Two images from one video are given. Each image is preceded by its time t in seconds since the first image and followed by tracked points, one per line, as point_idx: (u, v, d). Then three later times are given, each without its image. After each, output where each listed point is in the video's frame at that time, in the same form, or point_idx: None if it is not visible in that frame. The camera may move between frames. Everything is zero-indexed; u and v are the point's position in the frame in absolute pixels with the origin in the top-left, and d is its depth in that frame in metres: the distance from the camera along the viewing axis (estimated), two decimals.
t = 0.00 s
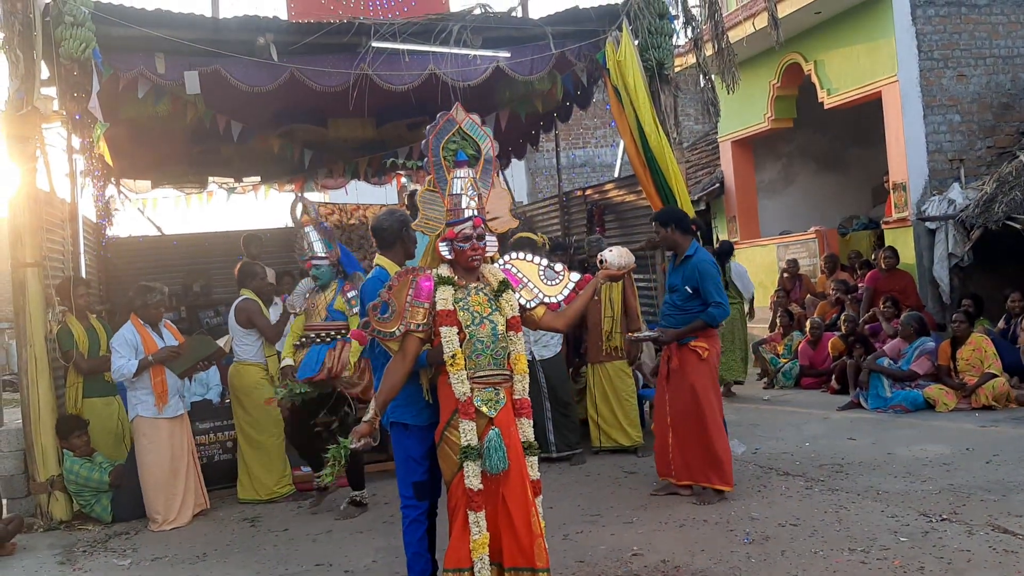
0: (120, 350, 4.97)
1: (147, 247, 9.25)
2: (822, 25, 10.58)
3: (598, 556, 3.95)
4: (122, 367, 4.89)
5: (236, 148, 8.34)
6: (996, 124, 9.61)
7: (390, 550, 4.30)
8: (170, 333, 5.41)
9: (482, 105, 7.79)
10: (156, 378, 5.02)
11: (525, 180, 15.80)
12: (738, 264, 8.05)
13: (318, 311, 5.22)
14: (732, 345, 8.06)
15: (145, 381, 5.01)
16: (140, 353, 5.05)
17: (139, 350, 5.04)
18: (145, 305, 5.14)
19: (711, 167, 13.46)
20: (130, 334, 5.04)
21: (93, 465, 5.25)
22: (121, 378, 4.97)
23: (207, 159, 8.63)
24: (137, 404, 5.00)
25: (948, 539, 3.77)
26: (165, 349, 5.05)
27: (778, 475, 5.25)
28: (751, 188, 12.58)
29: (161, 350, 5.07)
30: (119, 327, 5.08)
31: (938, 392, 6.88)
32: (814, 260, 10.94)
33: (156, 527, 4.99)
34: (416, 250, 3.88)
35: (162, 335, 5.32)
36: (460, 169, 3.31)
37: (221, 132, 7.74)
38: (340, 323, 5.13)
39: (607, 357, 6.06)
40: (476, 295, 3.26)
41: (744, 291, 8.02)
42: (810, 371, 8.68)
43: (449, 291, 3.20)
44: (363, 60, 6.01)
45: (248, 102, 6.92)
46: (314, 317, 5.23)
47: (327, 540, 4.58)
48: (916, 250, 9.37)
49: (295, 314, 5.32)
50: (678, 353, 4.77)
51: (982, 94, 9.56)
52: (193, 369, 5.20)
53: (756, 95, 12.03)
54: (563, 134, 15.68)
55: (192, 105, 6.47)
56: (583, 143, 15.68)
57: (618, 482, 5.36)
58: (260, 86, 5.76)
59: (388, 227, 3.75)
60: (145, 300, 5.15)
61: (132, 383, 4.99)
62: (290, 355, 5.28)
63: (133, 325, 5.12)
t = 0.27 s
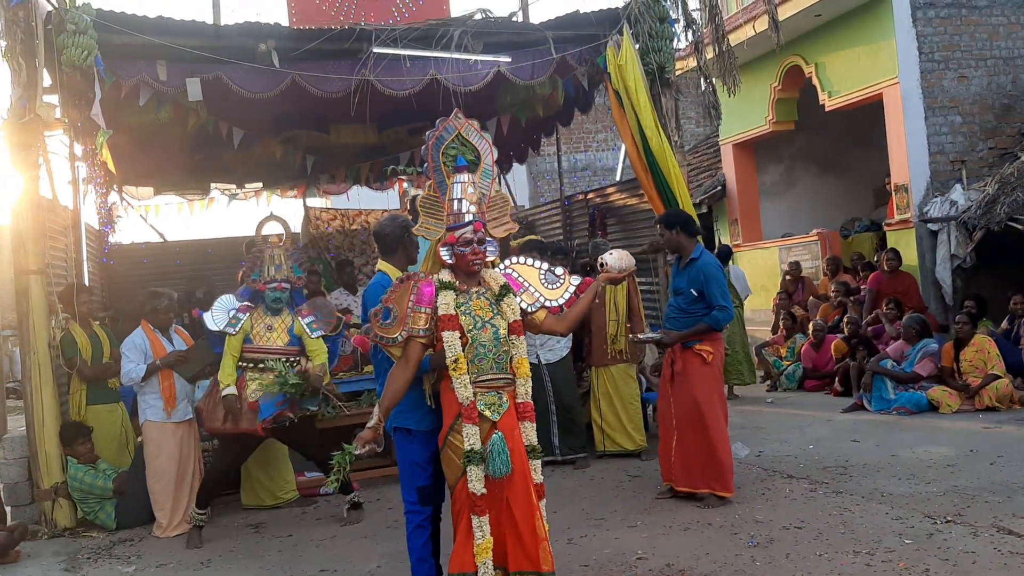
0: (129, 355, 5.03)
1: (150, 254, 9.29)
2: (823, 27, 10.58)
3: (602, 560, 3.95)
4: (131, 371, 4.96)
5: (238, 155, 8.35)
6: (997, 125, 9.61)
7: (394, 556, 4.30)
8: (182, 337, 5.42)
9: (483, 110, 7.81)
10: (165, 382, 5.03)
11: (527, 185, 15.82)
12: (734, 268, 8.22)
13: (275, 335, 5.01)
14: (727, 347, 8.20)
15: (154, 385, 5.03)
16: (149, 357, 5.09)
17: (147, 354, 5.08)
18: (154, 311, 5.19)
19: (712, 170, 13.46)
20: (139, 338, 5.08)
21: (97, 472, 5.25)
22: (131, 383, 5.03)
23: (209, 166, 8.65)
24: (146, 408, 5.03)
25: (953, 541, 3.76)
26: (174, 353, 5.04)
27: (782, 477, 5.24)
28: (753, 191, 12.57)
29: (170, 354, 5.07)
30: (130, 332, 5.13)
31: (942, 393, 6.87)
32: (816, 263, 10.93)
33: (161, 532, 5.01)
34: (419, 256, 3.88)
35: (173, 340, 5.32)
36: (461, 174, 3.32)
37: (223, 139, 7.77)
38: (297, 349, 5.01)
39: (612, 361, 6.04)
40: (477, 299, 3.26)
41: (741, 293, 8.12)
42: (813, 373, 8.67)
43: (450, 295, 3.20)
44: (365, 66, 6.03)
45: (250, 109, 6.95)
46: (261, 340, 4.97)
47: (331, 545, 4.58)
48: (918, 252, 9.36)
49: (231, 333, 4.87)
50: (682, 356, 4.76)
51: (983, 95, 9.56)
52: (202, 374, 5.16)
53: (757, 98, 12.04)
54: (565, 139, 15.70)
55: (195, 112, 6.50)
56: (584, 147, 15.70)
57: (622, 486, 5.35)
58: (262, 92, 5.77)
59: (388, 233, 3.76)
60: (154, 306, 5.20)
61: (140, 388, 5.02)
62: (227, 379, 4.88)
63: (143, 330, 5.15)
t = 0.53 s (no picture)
0: (136, 357, 5.14)
1: (153, 259, 9.30)
2: (826, 28, 10.56)
3: (607, 563, 3.93)
4: (137, 373, 5.06)
5: (240, 159, 8.35)
6: (1001, 125, 9.58)
7: (398, 559, 4.29)
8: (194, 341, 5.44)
9: (486, 113, 7.80)
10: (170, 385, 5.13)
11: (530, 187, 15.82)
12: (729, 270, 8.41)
13: (247, 347, 4.88)
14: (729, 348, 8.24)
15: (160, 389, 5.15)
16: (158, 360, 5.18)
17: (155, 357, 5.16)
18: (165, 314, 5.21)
19: (716, 171, 13.44)
20: (147, 342, 5.21)
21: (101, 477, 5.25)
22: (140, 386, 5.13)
23: (212, 170, 8.65)
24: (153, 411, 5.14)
25: (960, 543, 3.74)
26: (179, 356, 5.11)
27: (788, 479, 5.22)
28: (756, 192, 12.54)
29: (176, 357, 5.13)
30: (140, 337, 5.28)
31: (948, 394, 6.85)
32: (820, 263, 10.90)
33: (165, 536, 5.01)
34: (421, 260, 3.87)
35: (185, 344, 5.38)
36: (461, 177, 3.32)
37: (226, 143, 7.77)
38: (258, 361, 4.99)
39: (617, 363, 6.04)
40: (480, 302, 3.26)
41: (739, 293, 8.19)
42: (819, 374, 8.64)
43: (452, 299, 3.20)
44: (367, 69, 6.03)
45: (253, 113, 6.95)
46: (233, 351, 4.84)
47: (336, 549, 4.58)
48: (923, 252, 9.33)
49: (204, 343, 4.71)
50: (684, 358, 4.73)
51: (987, 94, 9.53)
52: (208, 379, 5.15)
53: (761, 98, 12.02)
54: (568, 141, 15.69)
55: (197, 116, 6.50)
56: (587, 149, 15.69)
57: (627, 489, 5.34)
58: (264, 96, 5.77)
59: (391, 237, 3.76)
60: (165, 309, 5.22)
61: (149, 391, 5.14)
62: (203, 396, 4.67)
63: (154, 335, 5.29)
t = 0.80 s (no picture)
0: (137, 356, 5.08)
1: (154, 259, 9.31)
2: (827, 29, 10.55)
3: (607, 564, 3.92)
4: (137, 372, 5.04)
5: (241, 159, 8.34)
6: (1002, 126, 9.57)
7: (398, 560, 4.28)
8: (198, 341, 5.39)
9: (486, 113, 7.81)
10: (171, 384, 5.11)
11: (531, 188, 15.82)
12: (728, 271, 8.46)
13: (242, 345, 4.97)
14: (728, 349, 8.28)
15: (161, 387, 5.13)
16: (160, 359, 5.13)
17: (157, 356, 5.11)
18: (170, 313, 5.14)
19: (717, 172, 13.43)
20: (150, 341, 5.14)
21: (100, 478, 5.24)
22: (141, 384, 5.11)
23: (213, 170, 8.65)
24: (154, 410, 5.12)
25: (960, 544, 3.73)
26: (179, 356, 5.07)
27: (788, 481, 5.21)
28: (757, 192, 12.53)
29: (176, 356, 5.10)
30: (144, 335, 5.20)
31: (948, 396, 6.84)
32: (821, 265, 10.89)
33: (163, 536, 5.00)
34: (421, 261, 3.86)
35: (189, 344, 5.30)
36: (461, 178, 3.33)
37: (226, 143, 7.77)
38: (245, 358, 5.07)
39: (620, 364, 6.04)
40: (479, 304, 3.25)
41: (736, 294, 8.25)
42: (819, 375, 8.62)
43: (451, 301, 3.20)
44: (368, 70, 6.03)
45: (254, 113, 6.96)
46: (233, 351, 4.90)
47: (336, 550, 4.57)
48: (923, 254, 9.32)
49: (214, 345, 4.69)
50: (681, 359, 4.71)
51: (987, 96, 9.53)
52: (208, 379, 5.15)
53: (761, 99, 12.01)
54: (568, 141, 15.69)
55: (198, 116, 6.50)
56: (588, 150, 15.68)
57: (627, 490, 5.33)
58: (265, 96, 5.77)
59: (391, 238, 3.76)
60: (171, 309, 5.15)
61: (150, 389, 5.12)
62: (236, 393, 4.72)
63: (157, 334, 5.21)
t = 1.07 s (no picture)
0: (142, 355, 5.08)
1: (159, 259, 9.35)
2: (832, 30, 10.54)
3: (612, 565, 3.92)
4: (142, 370, 5.01)
5: (246, 159, 8.37)
6: (1007, 128, 9.55)
7: (402, 561, 4.29)
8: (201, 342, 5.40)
9: (491, 115, 7.82)
10: (174, 384, 5.08)
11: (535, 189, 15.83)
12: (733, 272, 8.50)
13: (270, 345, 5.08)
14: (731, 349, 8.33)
15: (164, 386, 5.09)
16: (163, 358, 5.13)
17: (160, 355, 5.11)
18: (173, 313, 5.16)
19: (722, 173, 13.42)
20: (154, 340, 5.13)
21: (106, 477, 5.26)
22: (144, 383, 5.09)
23: (219, 171, 8.67)
24: (156, 411, 5.08)
25: (965, 547, 3.73)
26: (183, 355, 5.07)
27: (793, 482, 5.20)
28: (762, 194, 12.51)
29: (180, 355, 5.10)
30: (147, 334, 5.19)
31: (954, 398, 6.83)
32: (826, 266, 10.88)
33: (168, 535, 5.03)
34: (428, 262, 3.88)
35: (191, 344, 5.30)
36: (466, 180, 3.31)
37: (232, 144, 7.80)
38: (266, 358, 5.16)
39: (626, 365, 6.07)
40: (484, 305, 3.26)
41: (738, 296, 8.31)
42: (824, 377, 8.61)
43: (456, 302, 3.21)
44: (373, 71, 6.04)
45: (260, 114, 6.98)
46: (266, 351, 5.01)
47: (340, 550, 4.58)
48: (929, 256, 9.29)
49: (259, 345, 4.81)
50: (683, 360, 4.72)
51: (993, 98, 9.52)
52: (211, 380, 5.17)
53: (766, 101, 12.00)
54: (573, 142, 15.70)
55: (204, 116, 6.53)
56: (593, 151, 15.69)
57: (632, 491, 5.33)
58: (270, 97, 5.79)
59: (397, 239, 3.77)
60: (174, 309, 5.19)
61: (152, 389, 5.09)
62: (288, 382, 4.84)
63: (161, 333, 5.19)
